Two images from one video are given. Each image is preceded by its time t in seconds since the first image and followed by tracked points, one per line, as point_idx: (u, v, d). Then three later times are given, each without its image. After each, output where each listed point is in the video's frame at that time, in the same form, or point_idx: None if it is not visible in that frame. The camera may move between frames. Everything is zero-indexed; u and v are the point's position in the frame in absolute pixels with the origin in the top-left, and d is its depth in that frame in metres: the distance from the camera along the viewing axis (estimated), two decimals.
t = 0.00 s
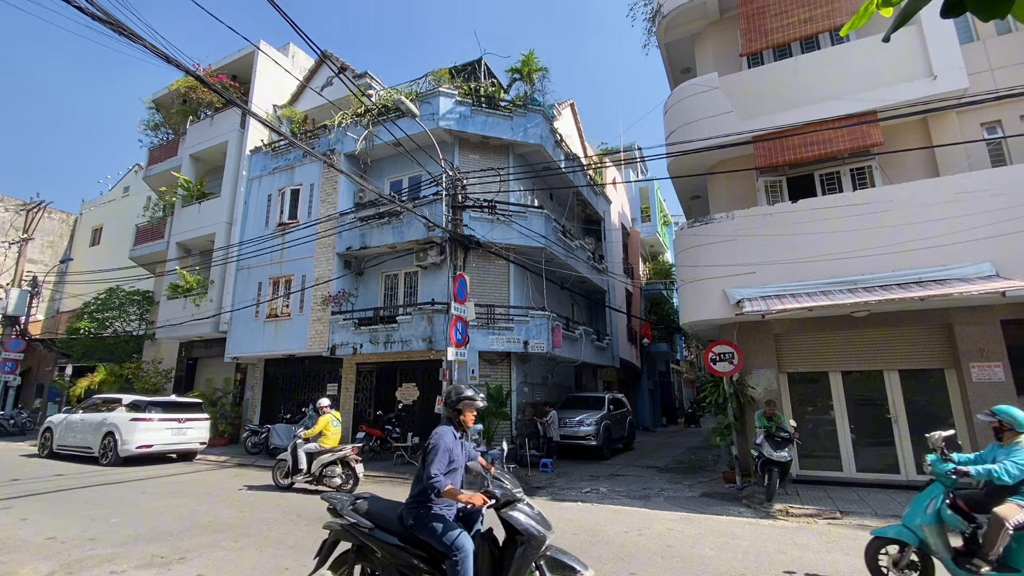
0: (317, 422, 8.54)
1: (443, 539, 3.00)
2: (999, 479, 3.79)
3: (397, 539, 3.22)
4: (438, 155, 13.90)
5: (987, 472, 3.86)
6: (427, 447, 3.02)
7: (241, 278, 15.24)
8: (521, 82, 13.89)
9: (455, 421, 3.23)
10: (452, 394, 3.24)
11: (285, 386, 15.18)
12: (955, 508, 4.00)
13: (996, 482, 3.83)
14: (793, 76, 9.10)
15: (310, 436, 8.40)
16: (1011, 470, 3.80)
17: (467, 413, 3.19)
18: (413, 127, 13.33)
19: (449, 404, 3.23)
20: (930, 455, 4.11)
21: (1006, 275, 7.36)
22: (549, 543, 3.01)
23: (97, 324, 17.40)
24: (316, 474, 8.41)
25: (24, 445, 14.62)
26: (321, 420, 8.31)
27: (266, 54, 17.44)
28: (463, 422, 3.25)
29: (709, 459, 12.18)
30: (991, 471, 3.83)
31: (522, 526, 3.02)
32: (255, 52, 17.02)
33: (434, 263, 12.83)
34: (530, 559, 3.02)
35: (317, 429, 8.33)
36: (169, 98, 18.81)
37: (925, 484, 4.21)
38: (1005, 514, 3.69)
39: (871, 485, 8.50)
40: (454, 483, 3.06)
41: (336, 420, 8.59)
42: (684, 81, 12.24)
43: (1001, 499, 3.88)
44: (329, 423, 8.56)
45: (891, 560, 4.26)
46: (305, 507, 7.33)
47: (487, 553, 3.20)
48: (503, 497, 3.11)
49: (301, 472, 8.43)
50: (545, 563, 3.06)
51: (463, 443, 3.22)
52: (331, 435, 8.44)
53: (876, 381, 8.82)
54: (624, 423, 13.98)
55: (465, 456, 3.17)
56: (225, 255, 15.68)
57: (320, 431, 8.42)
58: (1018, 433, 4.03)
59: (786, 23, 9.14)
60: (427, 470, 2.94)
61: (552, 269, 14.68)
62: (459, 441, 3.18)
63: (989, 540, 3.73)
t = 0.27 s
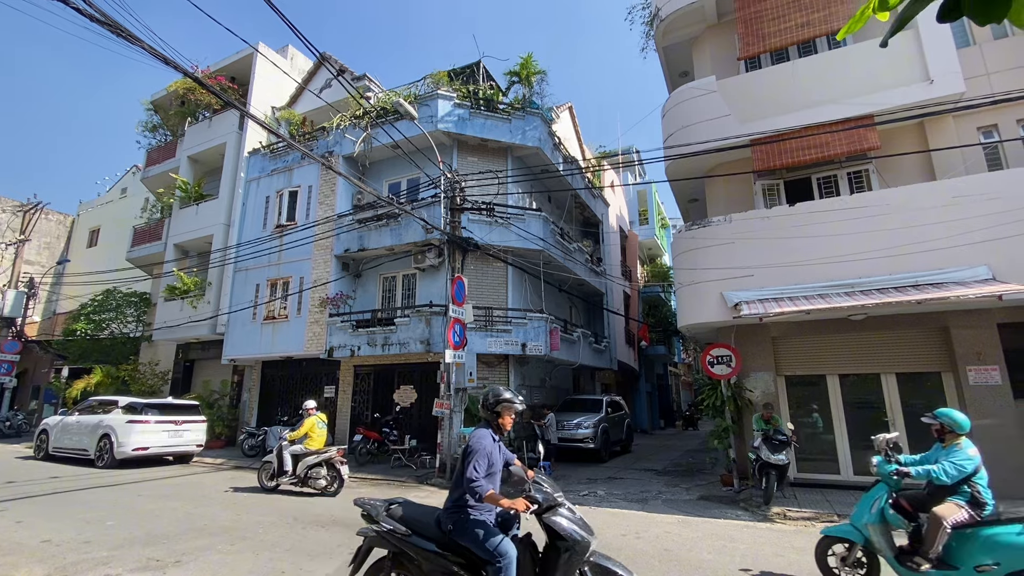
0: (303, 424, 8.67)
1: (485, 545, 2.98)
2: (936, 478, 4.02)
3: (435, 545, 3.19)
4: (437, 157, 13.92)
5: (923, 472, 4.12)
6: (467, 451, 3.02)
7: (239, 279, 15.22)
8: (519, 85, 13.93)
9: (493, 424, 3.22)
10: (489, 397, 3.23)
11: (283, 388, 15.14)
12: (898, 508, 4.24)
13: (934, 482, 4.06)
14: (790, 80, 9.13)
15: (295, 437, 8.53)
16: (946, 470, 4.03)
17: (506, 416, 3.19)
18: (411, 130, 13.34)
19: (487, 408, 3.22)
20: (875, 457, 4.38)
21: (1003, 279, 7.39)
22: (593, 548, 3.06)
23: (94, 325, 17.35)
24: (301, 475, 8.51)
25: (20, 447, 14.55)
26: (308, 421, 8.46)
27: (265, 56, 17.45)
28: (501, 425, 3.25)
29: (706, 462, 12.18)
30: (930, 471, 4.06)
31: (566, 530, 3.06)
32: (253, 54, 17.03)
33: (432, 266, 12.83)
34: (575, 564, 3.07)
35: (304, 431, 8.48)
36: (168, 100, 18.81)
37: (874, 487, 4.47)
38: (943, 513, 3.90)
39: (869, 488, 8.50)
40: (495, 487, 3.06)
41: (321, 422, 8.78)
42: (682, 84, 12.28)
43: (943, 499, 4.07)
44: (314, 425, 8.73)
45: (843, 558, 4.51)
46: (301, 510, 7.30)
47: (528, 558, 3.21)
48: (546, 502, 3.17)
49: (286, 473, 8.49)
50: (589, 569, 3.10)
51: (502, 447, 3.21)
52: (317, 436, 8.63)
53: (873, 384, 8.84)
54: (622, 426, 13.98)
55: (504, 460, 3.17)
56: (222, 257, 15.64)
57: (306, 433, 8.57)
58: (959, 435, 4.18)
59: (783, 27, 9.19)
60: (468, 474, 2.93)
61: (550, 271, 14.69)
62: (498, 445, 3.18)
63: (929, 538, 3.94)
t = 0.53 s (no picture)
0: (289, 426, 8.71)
1: (531, 553, 2.97)
2: (882, 480, 4.19)
3: (477, 551, 3.18)
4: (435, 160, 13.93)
5: (868, 473, 4.30)
6: (509, 456, 3.00)
7: (236, 281, 15.20)
8: (517, 88, 13.95)
9: (532, 428, 3.20)
10: (527, 399, 3.21)
11: (280, 390, 15.11)
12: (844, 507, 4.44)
13: (878, 482, 4.24)
14: (787, 84, 9.17)
15: (281, 439, 8.57)
16: (890, 472, 4.20)
17: (547, 419, 3.16)
18: (410, 132, 13.33)
19: (526, 411, 3.20)
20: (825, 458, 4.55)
21: (999, 282, 7.42)
22: (640, 555, 3.07)
23: (91, 327, 17.29)
24: (286, 477, 8.54)
25: (14, 450, 14.47)
26: (294, 423, 8.51)
27: (263, 58, 17.45)
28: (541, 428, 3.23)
29: (704, 465, 12.19)
30: (874, 472, 4.24)
31: (613, 538, 3.07)
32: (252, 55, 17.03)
33: (430, 268, 12.83)
34: (623, 572, 3.07)
35: (289, 432, 8.52)
36: (165, 101, 18.79)
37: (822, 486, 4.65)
38: (886, 513, 4.10)
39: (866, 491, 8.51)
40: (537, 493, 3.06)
41: (306, 424, 8.81)
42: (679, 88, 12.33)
43: (886, 499, 4.27)
44: (300, 427, 8.76)
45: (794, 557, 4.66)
46: (298, 513, 7.28)
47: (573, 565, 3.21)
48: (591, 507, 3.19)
49: (271, 475, 8.52)
50: None
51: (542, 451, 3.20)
52: (302, 439, 8.64)
53: (870, 387, 8.86)
54: (620, 428, 13.98)
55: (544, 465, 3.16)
56: (219, 259, 15.60)
57: (291, 434, 8.62)
58: (904, 437, 4.38)
59: (781, 32, 9.23)
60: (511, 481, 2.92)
61: (548, 274, 14.69)
62: (539, 449, 3.16)
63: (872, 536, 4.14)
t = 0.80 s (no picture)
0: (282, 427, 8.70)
1: (556, 556, 2.95)
2: (853, 481, 4.18)
3: (498, 553, 3.17)
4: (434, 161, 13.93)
5: (839, 475, 4.29)
6: (532, 457, 2.99)
7: (235, 282, 15.19)
8: (517, 89, 13.98)
9: (553, 428, 3.21)
10: (549, 400, 3.22)
11: (278, 391, 15.09)
12: (820, 507, 4.48)
13: (850, 483, 4.24)
14: (786, 85, 9.18)
15: (273, 440, 8.57)
16: (861, 473, 4.18)
17: (569, 420, 3.17)
18: (409, 133, 13.32)
19: (547, 412, 3.19)
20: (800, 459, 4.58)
21: (997, 284, 7.43)
22: (665, 558, 3.06)
23: (89, 328, 17.26)
24: (279, 478, 8.52)
25: (11, 451, 14.41)
26: (286, 425, 8.43)
27: (262, 59, 17.46)
28: (562, 429, 3.23)
29: (703, 466, 12.19)
30: (847, 474, 4.23)
31: (638, 540, 3.07)
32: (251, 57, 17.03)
33: (429, 269, 12.84)
34: None
35: (281, 434, 8.46)
36: (164, 102, 18.77)
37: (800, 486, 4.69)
38: (857, 513, 4.12)
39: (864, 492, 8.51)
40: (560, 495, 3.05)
41: (299, 425, 8.74)
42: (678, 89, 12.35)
43: (859, 499, 4.26)
44: (293, 428, 8.70)
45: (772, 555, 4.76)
46: (296, 514, 7.26)
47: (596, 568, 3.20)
48: (616, 511, 3.17)
49: (264, 476, 8.52)
50: None
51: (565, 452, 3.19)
52: (294, 440, 8.57)
53: (868, 389, 8.87)
54: (619, 429, 13.97)
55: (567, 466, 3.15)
56: (218, 259, 15.59)
57: (284, 435, 8.56)
58: (877, 438, 4.36)
59: (779, 34, 9.25)
60: (535, 482, 2.91)
61: (547, 275, 14.69)
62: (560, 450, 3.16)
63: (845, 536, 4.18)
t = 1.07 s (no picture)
0: (267, 429, 8.69)
1: (608, 564, 2.87)
2: (801, 482, 4.19)
3: (543, 559, 3.09)
4: (432, 163, 13.94)
5: (789, 475, 4.30)
6: (579, 461, 2.91)
7: (232, 283, 15.15)
8: (515, 92, 14.01)
9: (598, 431, 3.15)
10: (592, 403, 3.16)
11: (276, 393, 15.06)
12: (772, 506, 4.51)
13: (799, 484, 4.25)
14: (784, 89, 9.22)
15: (258, 442, 8.56)
16: (810, 474, 4.19)
17: (614, 423, 3.11)
18: (407, 135, 13.30)
19: (592, 413, 3.14)
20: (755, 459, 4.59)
21: (993, 287, 7.47)
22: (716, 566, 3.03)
23: (85, 329, 17.19)
24: (263, 480, 8.50)
25: (6, 453, 14.32)
26: (272, 426, 8.51)
27: (261, 60, 17.44)
28: (605, 432, 3.17)
29: (700, 469, 12.20)
30: (797, 474, 4.23)
31: (689, 547, 3.03)
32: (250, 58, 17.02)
33: (427, 271, 12.84)
34: None
35: (266, 435, 8.50)
36: (162, 103, 18.73)
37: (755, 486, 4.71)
38: (805, 512, 4.15)
39: (861, 495, 8.53)
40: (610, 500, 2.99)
41: (285, 427, 8.81)
42: (676, 93, 12.38)
43: (808, 499, 4.28)
44: (278, 430, 8.75)
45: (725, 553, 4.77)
46: (294, 517, 7.24)
47: None
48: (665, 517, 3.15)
49: (248, 478, 8.49)
50: None
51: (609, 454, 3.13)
52: (280, 441, 8.62)
53: (865, 392, 8.89)
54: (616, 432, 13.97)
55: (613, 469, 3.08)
56: (216, 261, 15.56)
57: (269, 437, 8.60)
58: (827, 441, 4.37)
59: (777, 37, 9.28)
60: (585, 488, 2.82)
61: (545, 277, 14.70)
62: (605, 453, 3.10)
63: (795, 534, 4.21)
